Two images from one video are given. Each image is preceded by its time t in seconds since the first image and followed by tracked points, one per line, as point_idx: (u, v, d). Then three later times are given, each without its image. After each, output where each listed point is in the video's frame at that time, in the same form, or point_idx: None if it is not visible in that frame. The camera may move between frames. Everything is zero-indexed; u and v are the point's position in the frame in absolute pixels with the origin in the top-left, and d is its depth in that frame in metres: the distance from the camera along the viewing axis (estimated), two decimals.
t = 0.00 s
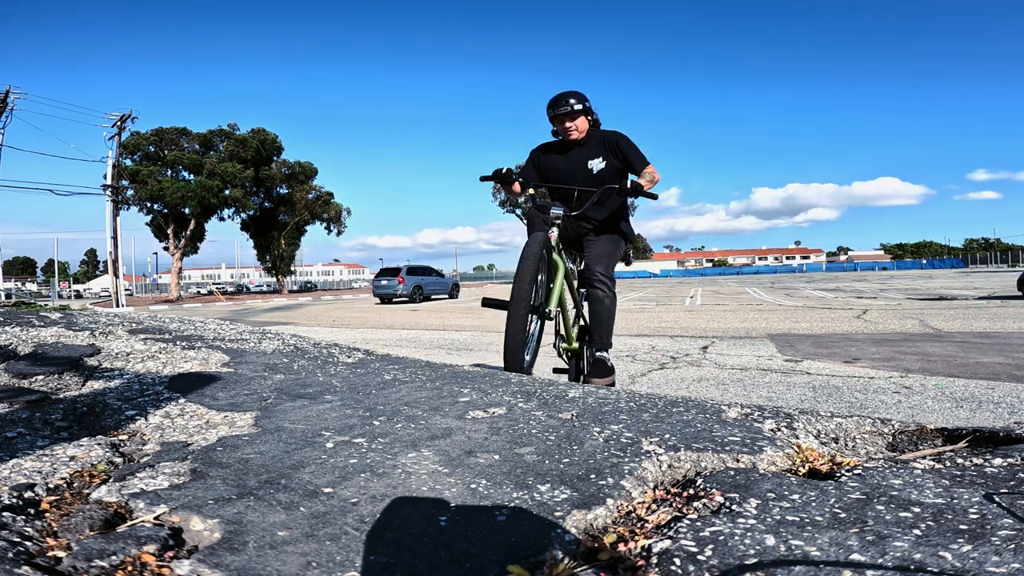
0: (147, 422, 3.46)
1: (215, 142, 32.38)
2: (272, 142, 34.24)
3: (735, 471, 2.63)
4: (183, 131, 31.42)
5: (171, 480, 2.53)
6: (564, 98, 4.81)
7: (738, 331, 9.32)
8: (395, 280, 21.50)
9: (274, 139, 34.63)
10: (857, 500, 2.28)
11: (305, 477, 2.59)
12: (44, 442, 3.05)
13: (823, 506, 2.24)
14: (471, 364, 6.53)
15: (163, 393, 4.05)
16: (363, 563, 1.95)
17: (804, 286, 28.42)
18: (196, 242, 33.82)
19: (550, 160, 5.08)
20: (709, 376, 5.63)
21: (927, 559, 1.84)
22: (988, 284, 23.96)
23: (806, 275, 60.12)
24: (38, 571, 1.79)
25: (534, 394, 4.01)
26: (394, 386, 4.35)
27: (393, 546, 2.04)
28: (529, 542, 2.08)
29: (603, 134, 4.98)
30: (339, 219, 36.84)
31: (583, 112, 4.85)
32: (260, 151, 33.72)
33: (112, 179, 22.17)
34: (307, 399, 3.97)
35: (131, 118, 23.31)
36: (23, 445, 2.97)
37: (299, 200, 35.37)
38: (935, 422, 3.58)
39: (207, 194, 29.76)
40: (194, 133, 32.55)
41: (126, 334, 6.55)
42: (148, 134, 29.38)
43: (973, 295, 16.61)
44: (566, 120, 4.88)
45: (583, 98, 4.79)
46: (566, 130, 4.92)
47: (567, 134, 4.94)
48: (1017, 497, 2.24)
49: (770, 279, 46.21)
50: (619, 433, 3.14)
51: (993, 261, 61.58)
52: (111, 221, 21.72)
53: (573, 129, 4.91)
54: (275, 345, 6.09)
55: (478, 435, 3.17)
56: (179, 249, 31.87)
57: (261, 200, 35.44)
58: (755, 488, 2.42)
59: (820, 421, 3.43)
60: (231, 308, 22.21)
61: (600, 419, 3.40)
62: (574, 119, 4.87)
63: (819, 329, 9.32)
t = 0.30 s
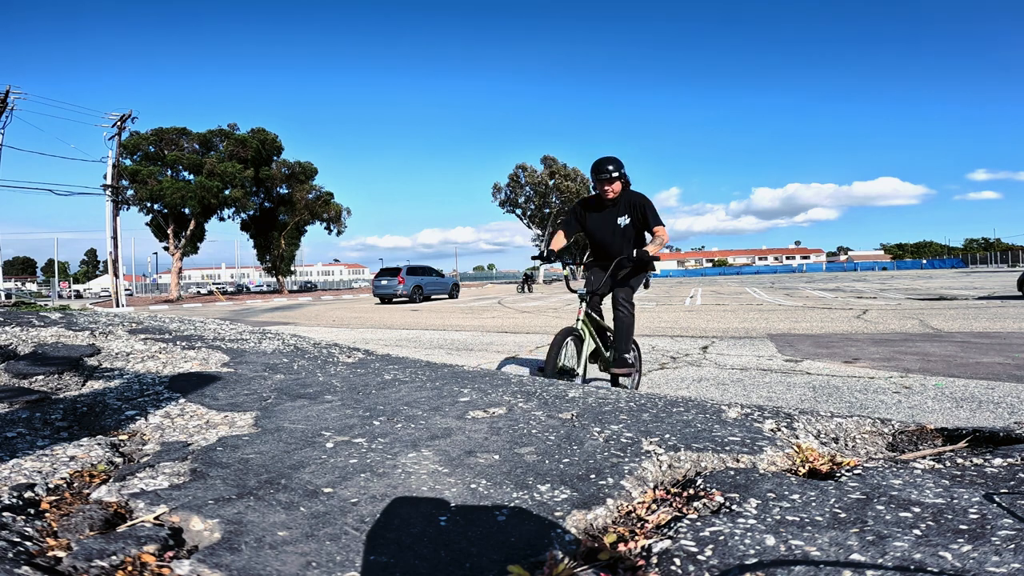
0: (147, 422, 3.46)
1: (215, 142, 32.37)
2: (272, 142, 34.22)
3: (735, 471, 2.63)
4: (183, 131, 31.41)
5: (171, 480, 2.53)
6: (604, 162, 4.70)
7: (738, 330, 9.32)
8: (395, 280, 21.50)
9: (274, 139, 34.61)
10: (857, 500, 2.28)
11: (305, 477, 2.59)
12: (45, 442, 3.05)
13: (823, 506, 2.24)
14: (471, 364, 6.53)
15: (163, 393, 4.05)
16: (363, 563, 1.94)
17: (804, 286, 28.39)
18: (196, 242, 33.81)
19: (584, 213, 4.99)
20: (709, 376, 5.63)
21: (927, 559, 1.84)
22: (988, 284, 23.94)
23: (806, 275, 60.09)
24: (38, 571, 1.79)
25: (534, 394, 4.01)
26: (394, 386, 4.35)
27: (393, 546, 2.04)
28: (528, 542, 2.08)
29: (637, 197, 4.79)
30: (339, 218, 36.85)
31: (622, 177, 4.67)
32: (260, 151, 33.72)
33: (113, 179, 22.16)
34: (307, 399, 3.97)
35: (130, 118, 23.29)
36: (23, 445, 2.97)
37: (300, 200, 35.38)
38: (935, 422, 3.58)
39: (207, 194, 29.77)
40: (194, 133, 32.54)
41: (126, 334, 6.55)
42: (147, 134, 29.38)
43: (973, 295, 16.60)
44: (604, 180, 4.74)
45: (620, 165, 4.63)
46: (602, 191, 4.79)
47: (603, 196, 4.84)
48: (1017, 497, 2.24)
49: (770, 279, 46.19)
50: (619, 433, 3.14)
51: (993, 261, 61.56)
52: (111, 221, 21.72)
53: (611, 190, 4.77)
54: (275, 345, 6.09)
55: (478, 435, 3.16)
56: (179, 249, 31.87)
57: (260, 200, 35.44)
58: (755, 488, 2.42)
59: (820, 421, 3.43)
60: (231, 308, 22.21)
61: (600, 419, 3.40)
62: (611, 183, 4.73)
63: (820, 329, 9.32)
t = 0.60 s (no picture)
0: (147, 422, 3.46)
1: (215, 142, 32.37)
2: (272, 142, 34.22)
3: (735, 471, 2.63)
4: (183, 131, 31.42)
5: (171, 480, 2.54)
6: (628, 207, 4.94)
7: (738, 331, 9.32)
8: (395, 280, 21.49)
9: (274, 139, 34.59)
10: (857, 500, 2.28)
11: (305, 477, 2.59)
12: (44, 442, 3.05)
13: (823, 506, 2.24)
14: (471, 364, 6.53)
15: (163, 393, 4.06)
16: (363, 563, 1.94)
17: (804, 286, 28.34)
18: (196, 242, 33.81)
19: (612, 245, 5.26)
20: (709, 376, 5.62)
21: (927, 559, 1.84)
22: (987, 284, 23.96)
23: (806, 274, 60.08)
24: (38, 571, 1.79)
25: (534, 394, 4.01)
26: (394, 386, 4.35)
27: (393, 546, 2.04)
28: (528, 542, 2.08)
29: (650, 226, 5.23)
30: (339, 218, 36.89)
31: (642, 215, 5.01)
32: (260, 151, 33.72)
33: (113, 179, 22.16)
34: (307, 399, 3.97)
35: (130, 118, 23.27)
36: (23, 445, 2.97)
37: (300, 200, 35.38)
38: (935, 422, 3.58)
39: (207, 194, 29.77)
40: (194, 133, 32.54)
41: (126, 334, 6.55)
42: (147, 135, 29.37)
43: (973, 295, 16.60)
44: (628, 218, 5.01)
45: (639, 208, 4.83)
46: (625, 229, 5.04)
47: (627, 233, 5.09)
48: (1017, 496, 2.24)
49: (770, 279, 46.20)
50: (619, 433, 3.14)
51: (993, 261, 61.57)
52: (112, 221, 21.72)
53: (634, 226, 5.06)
54: (275, 345, 6.09)
55: (478, 435, 3.16)
56: (179, 249, 31.87)
57: (260, 200, 35.44)
58: (755, 488, 2.42)
59: (820, 421, 3.43)
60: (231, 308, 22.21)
61: (600, 419, 3.40)
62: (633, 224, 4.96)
63: (820, 329, 9.32)
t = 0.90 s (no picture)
0: (147, 422, 3.46)
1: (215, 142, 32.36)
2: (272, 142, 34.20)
3: (735, 471, 2.63)
4: (183, 131, 31.41)
5: (171, 480, 2.54)
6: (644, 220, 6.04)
7: (738, 330, 9.32)
8: (395, 280, 21.49)
9: (274, 139, 34.58)
10: (857, 500, 2.28)
11: (305, 477, 2.59)
12: (44, 442, 3.05)
13: (823, 506, 2.24)
14: (471, 364, 6.53)
15: (163, 393, 4.06)
16: (363, 563, 1.94)
17: (804, 286, 28.31)
18: (196, 242, 33.80)
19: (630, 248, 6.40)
20: (709, 376, 5.62)
21: (927, 559, 1.84)
22: (987, 284, 23.94)
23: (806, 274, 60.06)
24: (38, 571, 1.79)
25: (534, 393, 4.01)
26: (394, 386, 4.35)
27: (393, 547, 2.04)
28: (528, 542, 2.08)
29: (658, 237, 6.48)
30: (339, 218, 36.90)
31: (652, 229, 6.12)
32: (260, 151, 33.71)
33: (113, 179, 22.15)
34: (307, 399, 3.97)
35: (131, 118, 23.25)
36: (23, 445, 2.97)
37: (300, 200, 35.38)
38: (935, 422, 3.58)
39: (207, 194, 29.77)
40: (194, 133, 32.53)
41: (126, 334, 6.55)
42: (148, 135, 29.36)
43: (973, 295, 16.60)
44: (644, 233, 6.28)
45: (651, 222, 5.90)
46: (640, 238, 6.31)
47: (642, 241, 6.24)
48: (1017, 497, 2.24)
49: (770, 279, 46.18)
50: (619, 433, 3.14)
51: (993, 261, 61.56)
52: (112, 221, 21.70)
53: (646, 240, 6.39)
54: (275, 345, 6.09)
55: (478, 435, 3.16)
56: (179, 249, 31.86)
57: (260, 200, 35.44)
58: (755, 488, 2.42)
59: (820, 421, 3.43)
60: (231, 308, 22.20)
61: (600, 419, 3.40)
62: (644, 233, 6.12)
63: (820, 329, 9.32)
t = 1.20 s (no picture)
0: (147, 422, 3.46)
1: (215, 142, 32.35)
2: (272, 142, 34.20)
3: (735, 471, 2.63)
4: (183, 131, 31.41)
5: (171, 480, 2.54)
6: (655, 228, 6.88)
7: (738, 330, 9.32)
8: (395, 280, 21.49)
9: (274, 139, 34.59)
10: (857, 500, 2.28)
11: (305, 477, 2.59)
12: (44, 442, 3.05)
13: (823, 506, 2.24)
14: (472, 364, 6.53)
15: (163, 393, 4.06)
16: (363, 563, 1.94)
17: (804, 286, 28.29)
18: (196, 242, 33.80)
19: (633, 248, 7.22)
20: (709, 376, 5.63)
21: (927, 559, 1.84)
22: (987, 283, 23.93)
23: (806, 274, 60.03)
24: (38, 571, 1.79)
25: (534, 393, 4.01)
26: (394, 386, 4.35)
27: (393, 547, 2.04)
28: (528, 542, 2.08)
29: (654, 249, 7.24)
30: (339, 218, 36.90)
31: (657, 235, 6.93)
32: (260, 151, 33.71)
33: (113, 179, 22.14)
34: (307, 400, 3.97)
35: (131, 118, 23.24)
36: (23, 445, 2.98)
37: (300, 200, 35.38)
38: (935, 422, 3.58)
39: (207, 194, 29.77)
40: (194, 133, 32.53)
41: (126, 334, 6.55)
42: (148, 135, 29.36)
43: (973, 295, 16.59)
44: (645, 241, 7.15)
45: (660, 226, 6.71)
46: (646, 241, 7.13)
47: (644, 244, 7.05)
48: (1017, 497, 2.24)
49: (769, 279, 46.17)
50: (619, 433, 3.14)
51: (993, 261, 61.55)
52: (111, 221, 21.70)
53: (647, 247, 7.35)
54: (275, 345, 6.09)
55: (478, 435, 3.16)
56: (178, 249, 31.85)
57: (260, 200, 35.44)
58: (755, 488, 2.42)
59: (820, 421, 3.43)
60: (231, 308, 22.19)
61: (600, 420, 3.40)
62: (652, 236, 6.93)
63: (820, 329, 9.32)
